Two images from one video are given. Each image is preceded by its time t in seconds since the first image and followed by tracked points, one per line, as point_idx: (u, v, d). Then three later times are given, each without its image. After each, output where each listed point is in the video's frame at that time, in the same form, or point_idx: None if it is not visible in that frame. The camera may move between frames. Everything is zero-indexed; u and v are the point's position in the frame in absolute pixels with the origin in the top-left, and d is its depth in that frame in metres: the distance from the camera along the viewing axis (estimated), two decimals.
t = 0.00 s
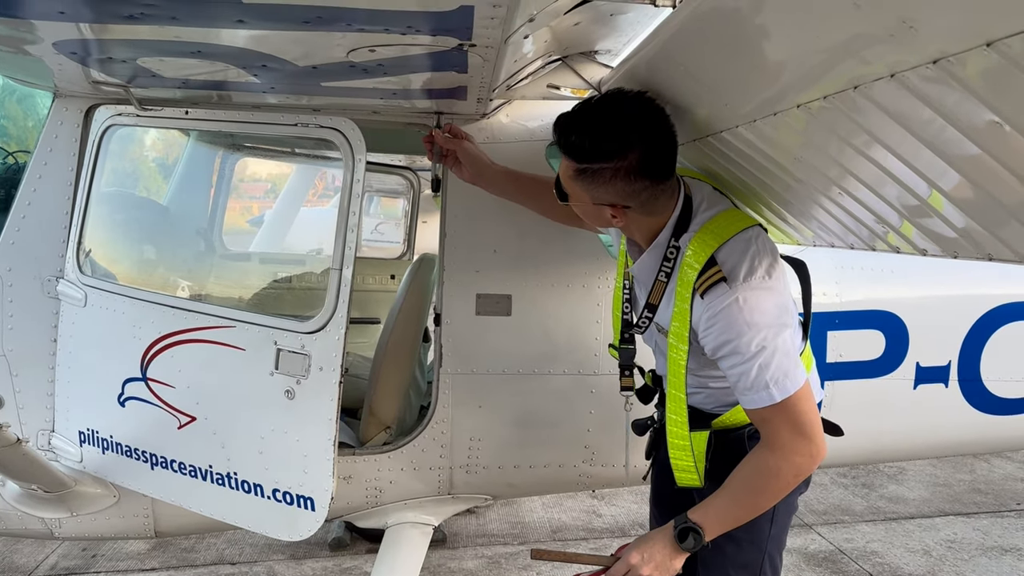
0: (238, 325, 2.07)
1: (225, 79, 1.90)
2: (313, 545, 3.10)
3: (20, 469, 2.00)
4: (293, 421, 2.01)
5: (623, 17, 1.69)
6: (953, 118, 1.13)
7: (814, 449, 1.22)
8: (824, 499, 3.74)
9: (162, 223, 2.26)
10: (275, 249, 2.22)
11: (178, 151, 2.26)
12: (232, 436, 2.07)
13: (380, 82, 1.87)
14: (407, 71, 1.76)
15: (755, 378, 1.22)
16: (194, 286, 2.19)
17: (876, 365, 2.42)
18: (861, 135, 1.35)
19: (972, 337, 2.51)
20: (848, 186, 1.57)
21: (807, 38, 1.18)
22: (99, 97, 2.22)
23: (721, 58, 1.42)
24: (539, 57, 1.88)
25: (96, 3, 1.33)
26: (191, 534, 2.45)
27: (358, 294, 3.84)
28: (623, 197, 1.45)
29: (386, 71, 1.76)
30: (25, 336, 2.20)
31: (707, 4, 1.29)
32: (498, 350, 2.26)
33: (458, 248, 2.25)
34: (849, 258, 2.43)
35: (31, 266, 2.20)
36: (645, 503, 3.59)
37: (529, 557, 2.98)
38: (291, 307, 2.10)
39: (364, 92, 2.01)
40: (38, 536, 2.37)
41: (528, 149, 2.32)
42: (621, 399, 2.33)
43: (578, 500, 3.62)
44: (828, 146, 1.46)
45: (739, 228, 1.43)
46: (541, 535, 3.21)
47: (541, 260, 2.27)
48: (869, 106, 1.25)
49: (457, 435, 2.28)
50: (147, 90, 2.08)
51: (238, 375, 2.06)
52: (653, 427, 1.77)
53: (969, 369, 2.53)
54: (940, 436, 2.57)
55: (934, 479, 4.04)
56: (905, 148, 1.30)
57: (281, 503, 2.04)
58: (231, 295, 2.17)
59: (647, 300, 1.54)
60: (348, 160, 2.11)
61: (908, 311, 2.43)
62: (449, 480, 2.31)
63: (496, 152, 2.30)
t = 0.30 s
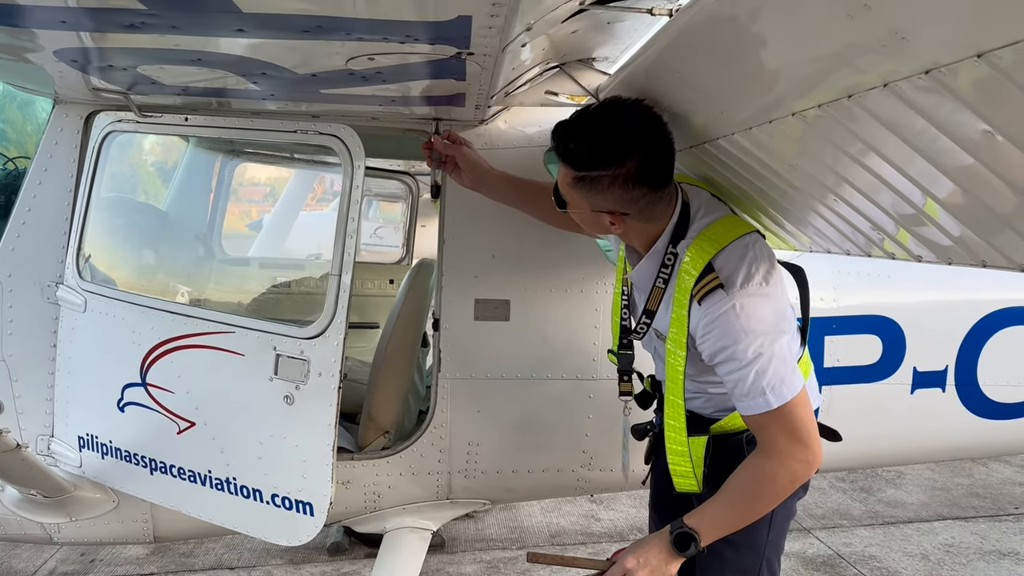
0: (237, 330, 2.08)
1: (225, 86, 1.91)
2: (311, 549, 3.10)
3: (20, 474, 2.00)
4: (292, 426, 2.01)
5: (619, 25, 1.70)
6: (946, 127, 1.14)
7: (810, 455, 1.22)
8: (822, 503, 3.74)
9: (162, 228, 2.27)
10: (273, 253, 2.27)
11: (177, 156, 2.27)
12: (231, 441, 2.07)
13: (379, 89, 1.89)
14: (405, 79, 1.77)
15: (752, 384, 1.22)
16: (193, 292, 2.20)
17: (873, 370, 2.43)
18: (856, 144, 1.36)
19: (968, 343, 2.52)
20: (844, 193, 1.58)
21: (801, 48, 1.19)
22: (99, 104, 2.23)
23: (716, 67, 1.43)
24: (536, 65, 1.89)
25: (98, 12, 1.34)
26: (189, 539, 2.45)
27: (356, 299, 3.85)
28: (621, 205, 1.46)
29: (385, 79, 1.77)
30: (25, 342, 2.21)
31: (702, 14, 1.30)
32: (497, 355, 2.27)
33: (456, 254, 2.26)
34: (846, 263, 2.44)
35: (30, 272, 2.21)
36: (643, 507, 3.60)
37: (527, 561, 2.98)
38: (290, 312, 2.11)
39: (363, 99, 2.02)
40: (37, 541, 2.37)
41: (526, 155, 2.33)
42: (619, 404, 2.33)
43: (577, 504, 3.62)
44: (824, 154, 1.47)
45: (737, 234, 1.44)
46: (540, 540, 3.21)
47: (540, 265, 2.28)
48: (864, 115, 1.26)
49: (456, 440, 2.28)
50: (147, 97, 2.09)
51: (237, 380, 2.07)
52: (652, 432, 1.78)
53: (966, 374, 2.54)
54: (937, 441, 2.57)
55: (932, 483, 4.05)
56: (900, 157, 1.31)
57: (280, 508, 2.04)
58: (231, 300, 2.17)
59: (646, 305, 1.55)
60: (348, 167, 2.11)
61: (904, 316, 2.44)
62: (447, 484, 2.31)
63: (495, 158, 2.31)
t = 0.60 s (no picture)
0: (236, 336, 2.08)
1: (225, 92, 1.92)
2: (311, 555, 3.10)
3: (20, 479, 2.00)
4: (292, 431, 2.01)
5: (619, 32, 1.70)
6: (944, 134, 1.15)
7: (811, 461, 1.22)
8: (822, 508, 3.74)
9: (162, 233, 2.28)
10: (273, 259, 2.26)
11: (178, 162, 2.29)
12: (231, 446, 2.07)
13: (379, 95, 1.89)
14: (405, 85, 1.78)
15: (753, 390, 1.23)
16: (193, 297, 2.20)
17: (873, 374, 2.43)
18: (855, 151, 1.36)
19: (968, 347, 2.52)
20: (843, 200, 1.58)
21: (799, 56, 1.19)
22: (100, 110, 2.24)
23: (715, 73, 1.43)
24: (536, 71, 1.90)
25: (99, 20, 1.35)
26: (189, 544, 2.45)
27: (356, 303, 3.86)
28: (624, 211, 1.46)
29: (385, 85, 1.78)
30: (25, 347, 2.21)
31: (701, 21, 1.31)
32: (497, 360, 2.27)
33: (456, 259, 2.27)
34: (845, 268, 2.45)
35: (31, 277, 2.22)
36: (644, 512, 3.59)
37: (527, 566, 2.98)
38: (290, 317, 2.10)
39: (363, 105, 2.03)
40: (37, 546, 2.37)
41: (526, 160, 2.34)
42: (619, 409, 2.34)
43: (577, 509, 3.62)
44: (823, 161, 1.48)
45: (737, 239, 1.44)
46: (540, 545, 3.21)
47: (540, 270, 2.29)
48: (862, 122, 1.27)
49: (455, 445, 2.28)
50: (148, 103, 2.10)
51: (238, 385, 2.07)
52: (652, 436, 1.78)
53: (965, 379, 2.54)
54: (937, 445, 2.57)
55: (932, 488, 4.05)
56: (898, 163, 1.32)
57: (280, 513, 2.05)
58: (230, 305, 2.18)
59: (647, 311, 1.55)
60: (348, 172, 2.13)
61: (904, 321, 2.45)
62: (447, 489, 2.31)
63: (495, 163, 2.32)
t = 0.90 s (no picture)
0: (237, 340, 2.09)
1: (226, 97, 1.93)
2: (312, 559, 3.10)
3: (21, 483, 2.01)
4: (293, 436, 2.02)
5: (619, 37, 1.71)
6: (944, 140, 1.15)
7: (813, 466, 1.23)
8: (823, 512, 3.74)
9: (163, 238, 2.28)
10: (275, 264, 2.26)
11: (178, 165, 2.29)
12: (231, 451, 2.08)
13: (379, 100, 1.90)
14: (406, 90, 1.78)
15: (755, 395, 1.23)
16: (194, 301, 2.21)
17: (874, 379, 2.43)
18: (855, 156, 1.37)
19: (968, 351, 2.52)
20: (843, 205, 1.59)
21: (798, 61, 1.20)
22: (102, 115, 2.25)
23: (714, 79, 1.44)
24: (536, 76, 1.91)
25: (101, 26, 1.36)
26: (189, 548, 2.45)
27: (357, 307, 3.86)
28: (627, 216, 1.47)
29: (386, 90, 1.79)
30: (26, 352, 2.22)
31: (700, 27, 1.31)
32: (498, 364, 2.28)
33: (456, 263, 2.27)
34: (846, 272, 2.45)
35: (32, 282, 2.22)
36: (644, 516, 3.59)
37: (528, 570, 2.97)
38: (290, 322, 2.11)
39: (364, 110, 2.03)
40: (38, 550, 2.37)
41: (526, 165, 2.34)
42: (620, 413, 2.34)
43: (578, 513, 3.61)
44: (823, 166, 1.48)
45: (739, 244, 1.44)
46: (541, 549, 3.21)
47: (540, 275, 2.29)
48: (862, 128, 1.27)
49: (456, 449, 2.28)
50: (149, 108, 2.11)
51: (238, 390, 2.07)
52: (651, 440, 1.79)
53: (966, 383, 2.54)
54: (937, 450, 2.57)
55: (934, 492, 4.04)
56: (898, 169, 1.32)
57: (280, 518, 2.05)
58: (231, 309, 2.19)
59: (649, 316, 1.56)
60: (348, 176, 2.13)
61: (904, 325, 2.45)
62: (448, 493, 2.31)
63: (495, 168, 2.32)
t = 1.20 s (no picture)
0: (239, 343, 2.09)
1: (229, 101, 1.93)
2: (313, 562, 3.10)
3: (23, 486, 2.01)
4: (295, 439, 2.01)
5: (621, 40, 1.71)
6: (945, 143, 1.15)
7: (813, 471, 1.23)
8: (826, 515, 3.73)
9: (166, 241, 2.29)
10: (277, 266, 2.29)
11: (181, 169, 2.30)
12: (233, 454, 2.08)
13: (381, 104, 1.90)
14: (408, 94, 1.79)
15: (756, 399, 1.23)
16: (196, 304, 2.21)
17: (876, 382, 2.43)
18: (858, 160, 1.37)
19: (970, 355, 2.52)
20: (845, 209, 1.59)
21: (799, 65, 1.20)
22: (104, 118, 2.25)
23: (716, 83, 1.44)
24: (538, 79, 1.91)
25: (104, 29, 1.36)
26: (191, 551, 2.45)
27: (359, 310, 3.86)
28: (629, 222, 1.47)
29: (388, 93, 1.79)
30: (28, 355, 2.22)
31: (700, 32, 1.31)
32: (499, 367, 2.28)
33: (458, 266, 2.27)
34: (849, 275, 2.44)
35: (34, 285, 2.22)
36: (646, 520, 3.58)
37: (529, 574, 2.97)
38: (294, 325, 2.11)
39: (366, 114, 2.04)
40: (40, 554, 2.37)
41: (528, 168, 2.34)
42: (622, 416, 2.34)
43: (580, 516, 3.61)
44: (825, 170, 1.48)
45: (739, 248, 1.44)
46: (542, 552, 3.20)
47: (542, 278, 2.29)
48: (865, 132, 1.27)
49: (458, 453, 2.28)
50: (152, 111, 2.11)
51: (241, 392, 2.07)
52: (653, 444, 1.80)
53: (968, 386, 2.54)
54: (940, 453, 2.57)
55: (936, 495, 4.03)
56: (900, 173, 1.32)
57: (282, 521, 2.05)
58: (234, 311, 2.19)
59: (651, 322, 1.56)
60: (350, 180, 2.13)
61: (906, 328, 2.45)
62: (449, 497, 2.31)
63: (497, 171, 2.33)
